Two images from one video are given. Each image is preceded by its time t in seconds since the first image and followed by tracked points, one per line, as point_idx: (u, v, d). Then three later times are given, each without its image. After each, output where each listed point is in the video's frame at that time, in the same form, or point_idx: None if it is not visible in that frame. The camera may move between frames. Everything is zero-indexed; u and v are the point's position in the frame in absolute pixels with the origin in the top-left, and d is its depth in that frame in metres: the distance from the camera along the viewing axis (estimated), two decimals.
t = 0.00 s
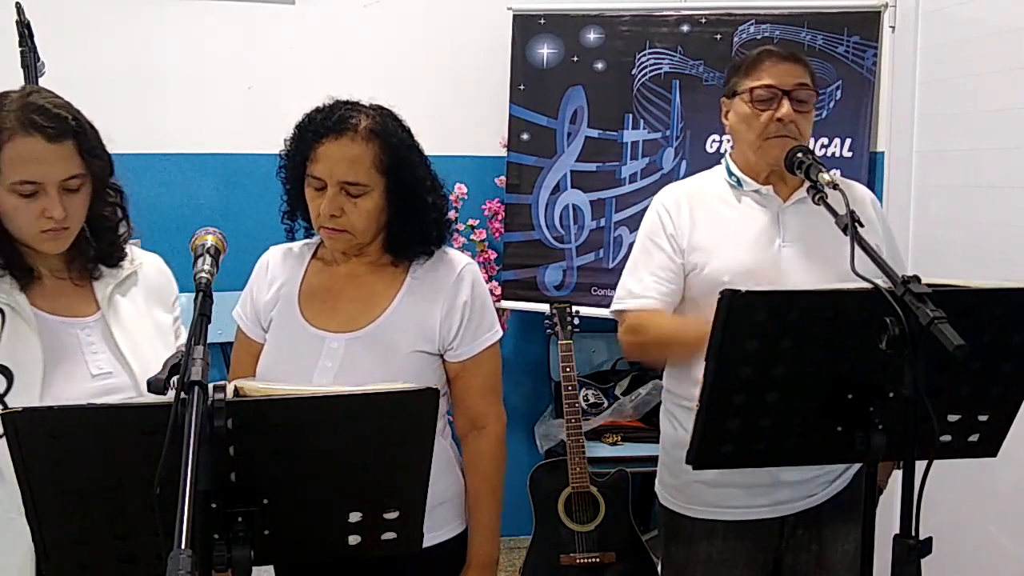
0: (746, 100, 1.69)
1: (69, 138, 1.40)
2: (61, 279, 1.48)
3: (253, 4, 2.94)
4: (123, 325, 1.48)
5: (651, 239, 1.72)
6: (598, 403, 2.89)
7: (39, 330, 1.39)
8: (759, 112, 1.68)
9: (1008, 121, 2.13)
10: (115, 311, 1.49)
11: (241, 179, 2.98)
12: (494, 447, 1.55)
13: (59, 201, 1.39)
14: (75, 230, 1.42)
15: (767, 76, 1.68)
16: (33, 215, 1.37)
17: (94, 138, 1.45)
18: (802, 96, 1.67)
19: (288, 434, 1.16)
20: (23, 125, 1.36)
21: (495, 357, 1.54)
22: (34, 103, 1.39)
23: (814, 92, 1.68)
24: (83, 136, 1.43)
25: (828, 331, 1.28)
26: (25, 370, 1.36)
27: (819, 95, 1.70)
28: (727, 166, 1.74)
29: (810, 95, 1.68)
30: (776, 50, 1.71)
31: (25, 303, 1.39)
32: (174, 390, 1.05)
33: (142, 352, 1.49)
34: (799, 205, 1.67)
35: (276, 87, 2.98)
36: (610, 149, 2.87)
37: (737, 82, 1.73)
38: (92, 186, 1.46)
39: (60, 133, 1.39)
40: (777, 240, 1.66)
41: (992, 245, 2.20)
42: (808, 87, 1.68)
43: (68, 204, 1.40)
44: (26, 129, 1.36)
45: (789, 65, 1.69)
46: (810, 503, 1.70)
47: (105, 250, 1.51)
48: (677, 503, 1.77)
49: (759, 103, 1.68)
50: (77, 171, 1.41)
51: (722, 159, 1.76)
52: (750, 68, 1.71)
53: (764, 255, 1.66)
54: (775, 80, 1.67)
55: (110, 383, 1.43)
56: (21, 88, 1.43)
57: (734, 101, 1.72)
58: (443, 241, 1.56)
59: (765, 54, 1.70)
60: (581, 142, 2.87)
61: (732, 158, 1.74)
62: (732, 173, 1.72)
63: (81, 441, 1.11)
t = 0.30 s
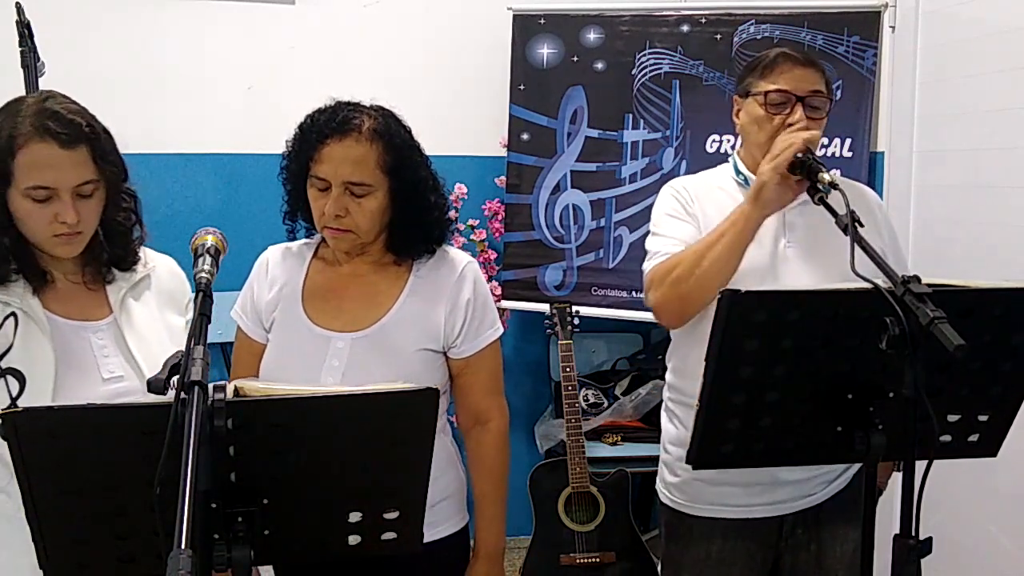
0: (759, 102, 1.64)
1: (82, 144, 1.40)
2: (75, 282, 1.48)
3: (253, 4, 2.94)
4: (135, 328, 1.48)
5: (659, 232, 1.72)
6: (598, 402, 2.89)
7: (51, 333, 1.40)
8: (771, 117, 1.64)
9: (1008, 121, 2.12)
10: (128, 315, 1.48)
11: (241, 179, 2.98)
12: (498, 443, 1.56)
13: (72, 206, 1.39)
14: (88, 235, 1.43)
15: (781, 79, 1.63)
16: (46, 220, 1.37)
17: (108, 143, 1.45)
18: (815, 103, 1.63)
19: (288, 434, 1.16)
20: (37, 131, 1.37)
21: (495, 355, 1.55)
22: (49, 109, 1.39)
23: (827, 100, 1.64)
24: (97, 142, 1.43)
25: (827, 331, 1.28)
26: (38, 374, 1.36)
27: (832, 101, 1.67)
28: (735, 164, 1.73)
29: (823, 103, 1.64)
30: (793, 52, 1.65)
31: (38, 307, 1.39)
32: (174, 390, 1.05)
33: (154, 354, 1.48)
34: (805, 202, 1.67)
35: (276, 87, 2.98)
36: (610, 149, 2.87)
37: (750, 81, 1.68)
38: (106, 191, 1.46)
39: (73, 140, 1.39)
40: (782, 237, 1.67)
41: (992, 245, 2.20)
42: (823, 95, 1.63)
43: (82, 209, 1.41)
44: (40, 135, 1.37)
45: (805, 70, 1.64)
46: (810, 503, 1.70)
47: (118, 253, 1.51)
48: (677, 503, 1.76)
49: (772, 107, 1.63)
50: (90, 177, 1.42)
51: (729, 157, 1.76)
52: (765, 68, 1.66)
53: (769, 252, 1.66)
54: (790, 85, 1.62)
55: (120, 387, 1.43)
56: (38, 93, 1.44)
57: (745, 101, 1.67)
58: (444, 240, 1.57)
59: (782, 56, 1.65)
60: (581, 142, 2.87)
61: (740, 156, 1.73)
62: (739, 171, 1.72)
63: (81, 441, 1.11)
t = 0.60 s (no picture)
0: (764, 103, 1.64)
1: (86, 148, 1.39)
2: (83, 284, 1.48)
3: (253, 4, 2.94)
4: (140, 330, 1.47)
5: (665, 231, 1.72)
6: (598, 402, 2.89)
7: (56, 334, 1.40)
8: (777, 119, 1.63)
9: (1008, 121, 2.12)
10: (134, 316, 1.48)
11: (241, 179, 2.98)
12: (495, 440, 1.56)
13: (77, 210, 1.38)
14: (95, 238, 1.42)
15: (788, 81, 1.63)
16: (51, 224, 1.37)
17: (114, 146, 1.44)
18: (822, 107, 1.63)
19: (288, 435, 1.16)
20: (42, 135, 1.36)
21: (492, 354, 1.55)
22: (55, 113, 1.39)
23: (834, 104, 1.64)
24: (102, 145, 1.42)
25: (827, 331, 1.28)
26: (41, 375, 1.37)
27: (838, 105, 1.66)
28: (738, 164, 1.73)
29: (830, 106, 1.63)
30: (801, 54, 1.64)
31: (44, 308, 1.40)
32: (174, 390, 1.05)
33: (159, 356, 1.47)
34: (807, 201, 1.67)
35: (276, 87, 2.98)
36: (610, 150, 2.87)
37: (756, 81, 1.67)
38: (113, 195, 1.45)
39: (77, 144, 1.38)
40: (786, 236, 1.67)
41: (991, 245, 2.21)
42: (829, 98, 1.63)
43: (88, 213, 1.40)
44: (45, 139, 1.37)
45: (812, 73, 1.63)
46: (810, 503, 1.70)
47: (126, 256, 1.50)
48: (677, 503, 1.77)
49: (778, 109, 1.63)
50: (95, 180, 1.41)
51: (731, 156, 1.76)
52: (772, 69, 1.65)
53: (773, 252, 1.66)
54: (796, 88, 1.62)
55: (123, 389, 1.42)
56: (47, 97, 1.44)
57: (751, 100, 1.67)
58: (443, 240, 1.57)
59: (790, 58, 1.64)
60: (581, 142, 2.87)
61: (744, 155, 1.73)
62: (742, 171, 1.72)
63: (82, 440, 1.11)
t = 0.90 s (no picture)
0: (768, 106, 1.64)
1: (77, 144, 1.40)
2: (74, 282, 1.48)
3: (253, 4, 2.94)
4: (132, 329, 1.47)
5: (664, 231, 1.72)
6: (598, 402, 2.88)
7: (48, 333, 1.40)
8: (780, 123, 1.63)
9: (1008, 121, 2.12)
10: (125, 315, 1.48)
11: (241, 179, 2.98)
12: (493, 440, 1.57)
13: (67, 207, 1.39)
14: (85, 235, 1.42)
15: (792, 85, 1.62)
16: (41, 221, 1.37)
17: (104, 142, 1.44)
18: (825, 112, 1.63)
19: (288, 436, 1.16)
20: (32, 131, 1.36)
21: (488, 354, 1.56)
22: (44, 108, 1.39)
23: (836, 108, 1.64)
24: (92, 141, 1.42)
25: (827, 331, 1.28)
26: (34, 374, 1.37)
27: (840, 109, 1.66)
28: (737, 164, 1.73)
29: (833, 111, 1.63)
30: (805, 57, 1.64)
31: (35, 307, 1.40)
32: (174, 390, 1.05)
33: (152, 355, 1.47)
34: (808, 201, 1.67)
35: (276, 87, 2.98)
36: (610, 150, 2.87)
37: (759, 82, 1.66)
38: (103, 192, 1.45)
39: (67, 139, 1.38)
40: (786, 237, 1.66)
41: (991, 245, 2.21)
42: (832, 103, 1.63)
43: (78, 210, 1.41)
44: (35, 136, 1.37)
45: (816, 77, 1.63)
46: (810, 503, 1.70)
47: (117, 254, 1.50)
48: (678, 503, 1.77)
49: (782, 113, 1.63)
50: (86, 177, 1.41)
51: (730, 156, 1.76)
52: (776, 71, 1.64)
53: (773, 252, 1.66)
54: (800, 92, 1.61)
55: (116, 388, 1.43)
56: (37, 93, 1.44)
57: (753, 102, 1.66)
58: (440, 240, 1.57)
59: (794, 61, 1.63)
60: (581, 142, 2.87)
61: (743, 156, 1.73)
62: (741, 171, 1.72)
63: (82, 440, 1.11)
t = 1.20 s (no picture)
0: (770, 108, 1.63)
1: (61, 140, 1.40)
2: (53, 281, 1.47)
3: (253, 4, 2.94)
4: (115, 329, 1.47)
5: (663, 230, 1.71)
6: (598, 402, 2.88)
7: (31, 332, 1.40)
8: (783, 125, 1.63)
9: (1008, 122, 2.12)
10: (107, 314, 1.48)
11: (241, 179, 2.98)
12: (493, 441, 1.57)
13: (51, 204, 1.39)
14: (68, 232, 1.42)
15: (794, 87, 1.62)
16: (24, 218, 1.37)
17: (87, 139, 1.44)
18: (828, 114, 1.63)
19: (288, 436, 1.16)
20: (17, 127, 1.36)
21: (488, 354, 1.56)
22: (27, 104, 1.39)
23: (838, 110, 1.64)
24: (76, 137, 1.42)
25: (827, 331, 1.28)
26: (19, 372, 1.36)
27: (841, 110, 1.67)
28: (735, 163, 1.73)
29: (835, 113, 1.64)
30: (807, 60, 1.63)
31: (17, 306, 1.39)
32: (174, 390, 1.05)
33: (135, 355, 1.48)
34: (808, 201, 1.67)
35: (276, 86, 2.98)
36: (610, 149, 2.87)
37: (760, 84, 1.66)
38: (86, 189, 1.45)
39: (52, 135, 1.39)
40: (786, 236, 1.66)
41: (991, 245, 2.21)
42: (834, 105, 1.63)
43: (61, 208, 1.41)
44: (20, 131, 1.36)
45: (818, 79, 1.63)
46: (809, 503, 1.70)
47: (97, 252, 1.50)
48: (677, 503, 1.76)
49: (785, 115, 1.63)
50: (70, 174, 1.41)
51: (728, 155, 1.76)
52: (778, 74, 1.64)
53: (774, 251, 1.66)
54: (803, 95, 1.62)
55: (101, 388, 1.43)
56: (17, 88, 1.44)
57: (754, 104, 1.66)
58: (439, 240, 1.57)
59: (795, 63, 1.63)
60: (581, 142, 2.87)
61: (742, 156, 1.73)
62: (739, 170, 1.72)
63: (81, 440, 1.11)
